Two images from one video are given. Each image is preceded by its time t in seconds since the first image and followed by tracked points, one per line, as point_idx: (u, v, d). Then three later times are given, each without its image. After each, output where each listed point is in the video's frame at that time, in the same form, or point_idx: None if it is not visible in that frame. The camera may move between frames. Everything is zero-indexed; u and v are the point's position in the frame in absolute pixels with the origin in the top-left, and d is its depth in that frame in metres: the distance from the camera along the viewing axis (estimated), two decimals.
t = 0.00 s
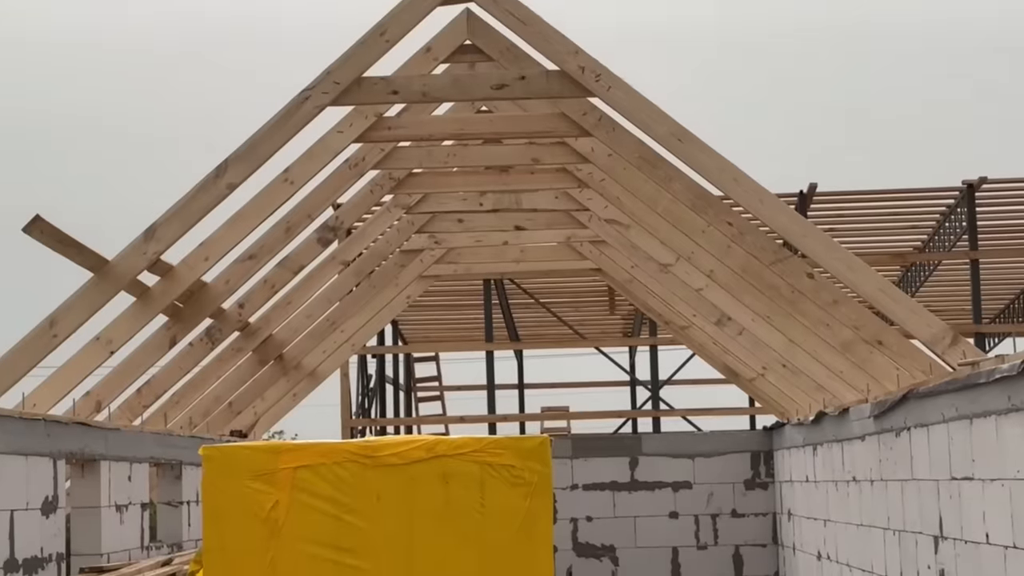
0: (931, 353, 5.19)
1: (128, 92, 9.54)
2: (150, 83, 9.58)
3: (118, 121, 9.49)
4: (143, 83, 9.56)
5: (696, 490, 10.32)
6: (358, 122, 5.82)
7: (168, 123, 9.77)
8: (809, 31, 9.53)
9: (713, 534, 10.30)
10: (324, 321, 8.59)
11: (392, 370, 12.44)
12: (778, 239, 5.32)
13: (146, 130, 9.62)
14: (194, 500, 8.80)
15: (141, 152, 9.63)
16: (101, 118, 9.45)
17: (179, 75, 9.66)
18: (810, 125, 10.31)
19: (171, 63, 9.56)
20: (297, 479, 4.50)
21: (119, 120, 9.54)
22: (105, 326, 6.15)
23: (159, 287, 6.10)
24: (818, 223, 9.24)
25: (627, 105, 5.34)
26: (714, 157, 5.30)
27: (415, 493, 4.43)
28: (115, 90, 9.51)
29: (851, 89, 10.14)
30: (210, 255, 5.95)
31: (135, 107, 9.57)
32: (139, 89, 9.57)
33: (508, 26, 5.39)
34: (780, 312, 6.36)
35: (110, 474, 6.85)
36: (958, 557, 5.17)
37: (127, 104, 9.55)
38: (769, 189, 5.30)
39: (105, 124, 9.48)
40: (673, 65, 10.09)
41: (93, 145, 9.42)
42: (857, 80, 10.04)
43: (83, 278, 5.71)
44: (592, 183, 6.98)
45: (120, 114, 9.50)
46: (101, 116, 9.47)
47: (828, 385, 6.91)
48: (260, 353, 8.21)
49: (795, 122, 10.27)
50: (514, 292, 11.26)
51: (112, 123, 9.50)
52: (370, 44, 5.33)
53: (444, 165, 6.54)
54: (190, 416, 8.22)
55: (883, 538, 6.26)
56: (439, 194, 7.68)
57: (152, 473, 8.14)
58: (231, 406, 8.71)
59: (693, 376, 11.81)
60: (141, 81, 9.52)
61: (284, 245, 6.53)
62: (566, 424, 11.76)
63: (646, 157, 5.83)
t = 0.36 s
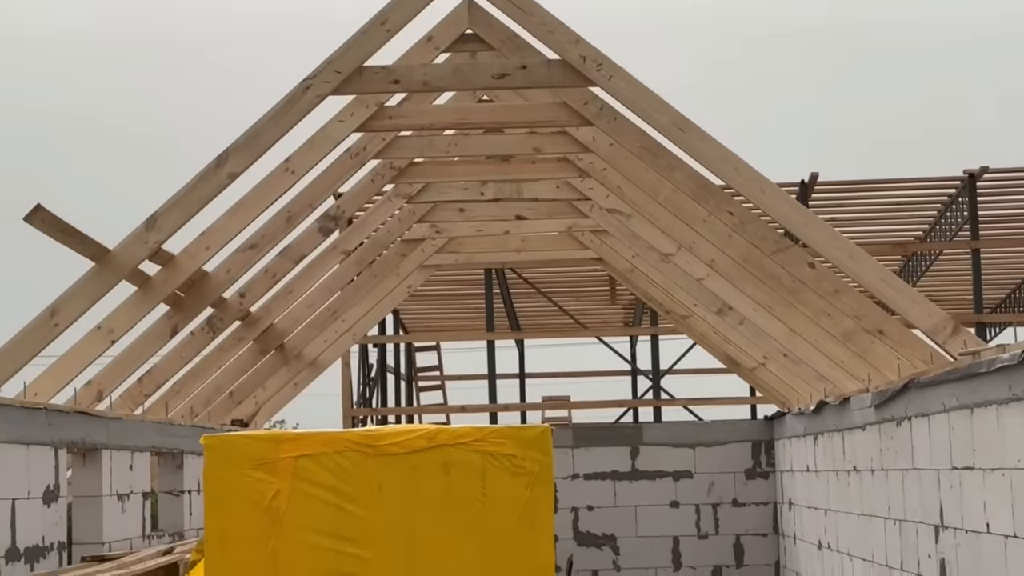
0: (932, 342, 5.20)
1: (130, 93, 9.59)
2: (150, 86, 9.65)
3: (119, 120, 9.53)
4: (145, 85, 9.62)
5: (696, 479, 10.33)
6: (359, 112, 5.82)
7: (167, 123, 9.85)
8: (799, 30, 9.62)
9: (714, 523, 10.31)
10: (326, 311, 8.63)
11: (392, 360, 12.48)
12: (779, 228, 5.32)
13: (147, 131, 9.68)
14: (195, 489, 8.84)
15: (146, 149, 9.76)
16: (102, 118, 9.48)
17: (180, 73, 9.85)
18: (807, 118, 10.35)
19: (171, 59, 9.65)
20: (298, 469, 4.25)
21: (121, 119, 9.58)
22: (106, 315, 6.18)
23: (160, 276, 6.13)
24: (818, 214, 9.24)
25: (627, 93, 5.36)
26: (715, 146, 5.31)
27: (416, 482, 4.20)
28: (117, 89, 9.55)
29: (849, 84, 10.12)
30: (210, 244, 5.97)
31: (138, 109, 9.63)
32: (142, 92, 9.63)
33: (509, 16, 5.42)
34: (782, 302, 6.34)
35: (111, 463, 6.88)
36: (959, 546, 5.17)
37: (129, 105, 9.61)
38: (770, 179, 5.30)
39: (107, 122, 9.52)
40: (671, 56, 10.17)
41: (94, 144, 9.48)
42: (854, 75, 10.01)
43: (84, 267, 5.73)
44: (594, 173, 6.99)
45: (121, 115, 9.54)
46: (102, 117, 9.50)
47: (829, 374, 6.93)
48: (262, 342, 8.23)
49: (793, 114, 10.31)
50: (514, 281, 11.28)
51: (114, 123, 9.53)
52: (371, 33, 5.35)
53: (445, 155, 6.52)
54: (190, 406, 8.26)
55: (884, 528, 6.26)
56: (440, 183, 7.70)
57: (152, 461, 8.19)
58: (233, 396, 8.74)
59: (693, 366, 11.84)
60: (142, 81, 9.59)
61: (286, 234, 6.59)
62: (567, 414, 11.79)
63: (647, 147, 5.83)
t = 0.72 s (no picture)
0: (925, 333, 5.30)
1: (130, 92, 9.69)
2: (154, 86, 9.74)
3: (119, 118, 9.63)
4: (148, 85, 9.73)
5: (693, 464, 10.71)
6: (366, 107, 5.97)
7: (168, 120, 9.98)
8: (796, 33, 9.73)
9: (710, 506, 10.69)
10: (335, 300, 8.81)
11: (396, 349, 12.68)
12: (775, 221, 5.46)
13: (150, 130, 9.78)
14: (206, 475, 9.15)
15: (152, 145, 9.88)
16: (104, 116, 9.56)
17: (186, 72, 9.94)
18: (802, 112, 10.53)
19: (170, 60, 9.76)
20: (305, 456, 4.31)
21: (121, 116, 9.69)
22: (120, 305, 6.34)
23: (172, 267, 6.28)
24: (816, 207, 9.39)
25: (626, 89, 5.52)
26: (712, 141, 5.45)
27: (421, 466, 4.28)
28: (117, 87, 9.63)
29: (848, 84, 10.39)
30: (221, 236, 6.13)
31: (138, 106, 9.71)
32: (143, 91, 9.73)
33: (512, 13, 5.59)
34: (777, 292, 6.54)
35: (125, 449, 7.10)
36: (948, 530, 5.33)
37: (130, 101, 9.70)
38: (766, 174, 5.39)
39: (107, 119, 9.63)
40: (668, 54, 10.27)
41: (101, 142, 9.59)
42: (852, 73, 10.18)
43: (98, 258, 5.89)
44: (593, 167, 7.13)
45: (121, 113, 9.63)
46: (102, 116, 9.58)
47: (823, 362, 7.04)
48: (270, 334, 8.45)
49: (789, 107, 10.49)
50: (518, 273, 11.43)
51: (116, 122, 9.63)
52: (378, 30, 5.49)
53: (450, 149, 6.70)
54: (202, 393, 8.45)
55: (874, 510, 6.45)
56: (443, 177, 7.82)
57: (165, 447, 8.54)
58: (242, 382, 8.99)
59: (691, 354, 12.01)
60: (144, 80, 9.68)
61: (295, 226, 6.75)
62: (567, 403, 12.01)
63: (646, 141, 5.98)
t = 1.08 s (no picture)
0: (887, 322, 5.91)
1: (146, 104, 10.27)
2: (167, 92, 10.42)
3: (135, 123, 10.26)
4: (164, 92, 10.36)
5: (678, 440, 12.25)
6: (383, 118, 6.79)
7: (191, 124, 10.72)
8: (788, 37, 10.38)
9: (694, 478, 12.22)
10: (354, 293, 9.87)
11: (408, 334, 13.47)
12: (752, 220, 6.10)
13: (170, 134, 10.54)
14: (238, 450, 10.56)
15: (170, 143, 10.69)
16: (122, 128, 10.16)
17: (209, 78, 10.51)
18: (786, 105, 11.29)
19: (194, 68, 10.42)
20: (329, 431, 4.09)
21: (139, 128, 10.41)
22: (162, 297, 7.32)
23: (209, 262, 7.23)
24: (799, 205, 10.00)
25: (618, 101, 6.18)
26: (695, 148, 6.09)
27: (436, 447, 4.05)
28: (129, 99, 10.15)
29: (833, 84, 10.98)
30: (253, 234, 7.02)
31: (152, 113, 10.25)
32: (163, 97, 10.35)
33: (517, 34, 6.23)
34: (753, 284, 7.30)
35: (166, 425, 8.35)
36: (908, 499, 6.06)
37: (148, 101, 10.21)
38: (743, 179, 6.05)
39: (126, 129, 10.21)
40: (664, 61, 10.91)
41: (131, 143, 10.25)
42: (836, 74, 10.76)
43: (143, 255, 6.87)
44: (588, 173, 7.72)
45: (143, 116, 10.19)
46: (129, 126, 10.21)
47: (794, 347, 7.95)
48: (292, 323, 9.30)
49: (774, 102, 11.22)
50: (521, 268, 12.04)
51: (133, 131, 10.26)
52: (394, 49, 6.20)
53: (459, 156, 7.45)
54: (236, 376, 9.54)
55: (843, 482, 7.44)
56: (454, 181, 8.60)
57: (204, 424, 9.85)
58: (273, 366, 9.98)
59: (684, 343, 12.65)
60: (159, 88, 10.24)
61: (319, 226, 7.63)
62: (566, 383, 13.02)
63: (636, 149, 6.63)
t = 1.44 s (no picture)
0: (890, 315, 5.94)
1: (147, 92, 10.36)
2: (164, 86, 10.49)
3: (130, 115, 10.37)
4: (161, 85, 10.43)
5: (680, 433, 12.28)
6: (387, 113, 6.92)
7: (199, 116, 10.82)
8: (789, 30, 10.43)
9: (696, 471, 12.25)
10: (359, 287, 9.81)
11: (411, 327, 13.53)
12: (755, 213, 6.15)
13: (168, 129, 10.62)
14: (243, 443, 10.68)
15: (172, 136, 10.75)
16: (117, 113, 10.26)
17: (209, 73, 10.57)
18: (785, 97, 11.35)
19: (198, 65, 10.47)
20: (334, 426, 4.07)
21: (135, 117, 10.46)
22: (168, 291, 7.42)
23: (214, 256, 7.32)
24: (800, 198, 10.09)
25: (620, 96, 6.27)
26: (696, 142, 6.17)
27: (439, 439, 4.01)
28: (129, 85, 10.23)
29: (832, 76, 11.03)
30: (257, 228, 7.11)
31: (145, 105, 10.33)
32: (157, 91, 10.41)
33: (520, 30, 6.31)
34: (755, 278, 7.31)
35: (171, 419, 8.47)
36: (909, 492, 6.12)
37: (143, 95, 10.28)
38: (745, 172, 6.09)
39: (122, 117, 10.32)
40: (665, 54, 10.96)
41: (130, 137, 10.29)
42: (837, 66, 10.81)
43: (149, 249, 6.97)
44: (590, 167, 7.90)
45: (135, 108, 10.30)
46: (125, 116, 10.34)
47: (796, 342, 7.98)
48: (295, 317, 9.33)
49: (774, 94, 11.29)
50: (524, 262, 12.08)
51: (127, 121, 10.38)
52: (398, 44, 6.32)
53: (463, 151, 7.65)
54: (241, 369, 9.62)
55: (844, 475, 7.48)
56: (457, 176, 8.68)
57: (209, 418, 9.96)
58: (278, 359, 10.05)
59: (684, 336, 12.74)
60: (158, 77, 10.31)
61: (323, 221, 7.70)
62: (569, 377, 13.09)
63: (639, 144, 6.70)
